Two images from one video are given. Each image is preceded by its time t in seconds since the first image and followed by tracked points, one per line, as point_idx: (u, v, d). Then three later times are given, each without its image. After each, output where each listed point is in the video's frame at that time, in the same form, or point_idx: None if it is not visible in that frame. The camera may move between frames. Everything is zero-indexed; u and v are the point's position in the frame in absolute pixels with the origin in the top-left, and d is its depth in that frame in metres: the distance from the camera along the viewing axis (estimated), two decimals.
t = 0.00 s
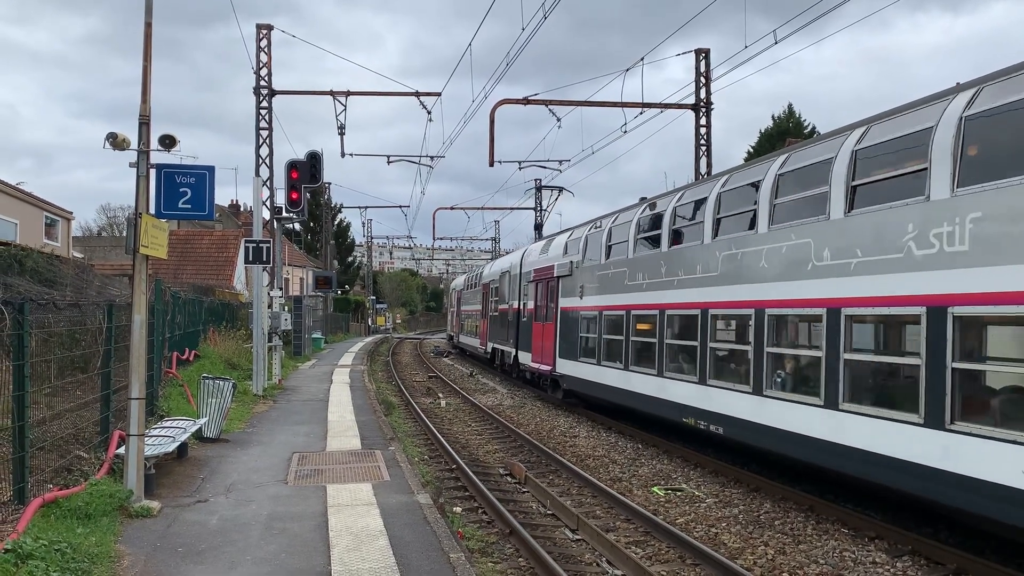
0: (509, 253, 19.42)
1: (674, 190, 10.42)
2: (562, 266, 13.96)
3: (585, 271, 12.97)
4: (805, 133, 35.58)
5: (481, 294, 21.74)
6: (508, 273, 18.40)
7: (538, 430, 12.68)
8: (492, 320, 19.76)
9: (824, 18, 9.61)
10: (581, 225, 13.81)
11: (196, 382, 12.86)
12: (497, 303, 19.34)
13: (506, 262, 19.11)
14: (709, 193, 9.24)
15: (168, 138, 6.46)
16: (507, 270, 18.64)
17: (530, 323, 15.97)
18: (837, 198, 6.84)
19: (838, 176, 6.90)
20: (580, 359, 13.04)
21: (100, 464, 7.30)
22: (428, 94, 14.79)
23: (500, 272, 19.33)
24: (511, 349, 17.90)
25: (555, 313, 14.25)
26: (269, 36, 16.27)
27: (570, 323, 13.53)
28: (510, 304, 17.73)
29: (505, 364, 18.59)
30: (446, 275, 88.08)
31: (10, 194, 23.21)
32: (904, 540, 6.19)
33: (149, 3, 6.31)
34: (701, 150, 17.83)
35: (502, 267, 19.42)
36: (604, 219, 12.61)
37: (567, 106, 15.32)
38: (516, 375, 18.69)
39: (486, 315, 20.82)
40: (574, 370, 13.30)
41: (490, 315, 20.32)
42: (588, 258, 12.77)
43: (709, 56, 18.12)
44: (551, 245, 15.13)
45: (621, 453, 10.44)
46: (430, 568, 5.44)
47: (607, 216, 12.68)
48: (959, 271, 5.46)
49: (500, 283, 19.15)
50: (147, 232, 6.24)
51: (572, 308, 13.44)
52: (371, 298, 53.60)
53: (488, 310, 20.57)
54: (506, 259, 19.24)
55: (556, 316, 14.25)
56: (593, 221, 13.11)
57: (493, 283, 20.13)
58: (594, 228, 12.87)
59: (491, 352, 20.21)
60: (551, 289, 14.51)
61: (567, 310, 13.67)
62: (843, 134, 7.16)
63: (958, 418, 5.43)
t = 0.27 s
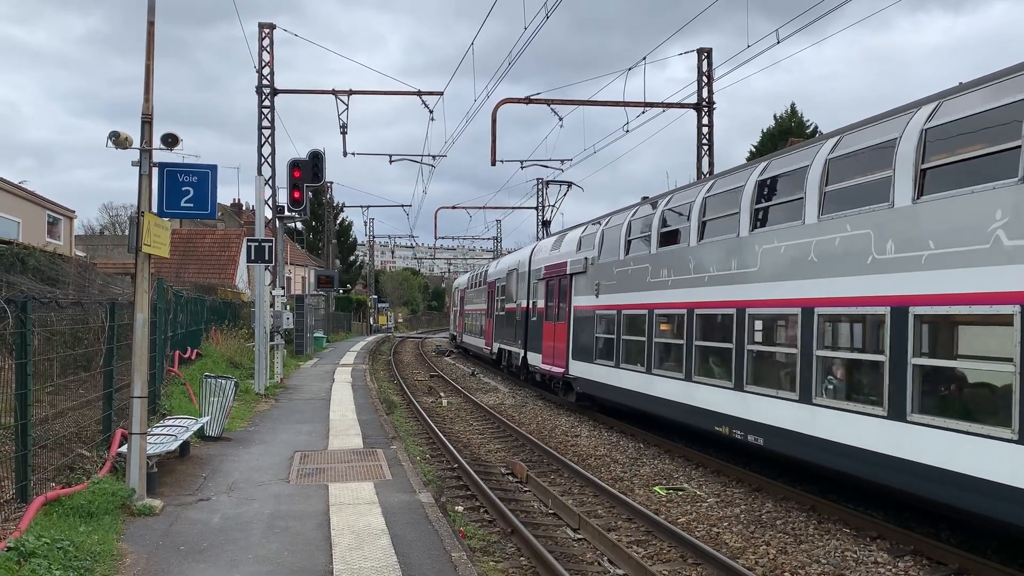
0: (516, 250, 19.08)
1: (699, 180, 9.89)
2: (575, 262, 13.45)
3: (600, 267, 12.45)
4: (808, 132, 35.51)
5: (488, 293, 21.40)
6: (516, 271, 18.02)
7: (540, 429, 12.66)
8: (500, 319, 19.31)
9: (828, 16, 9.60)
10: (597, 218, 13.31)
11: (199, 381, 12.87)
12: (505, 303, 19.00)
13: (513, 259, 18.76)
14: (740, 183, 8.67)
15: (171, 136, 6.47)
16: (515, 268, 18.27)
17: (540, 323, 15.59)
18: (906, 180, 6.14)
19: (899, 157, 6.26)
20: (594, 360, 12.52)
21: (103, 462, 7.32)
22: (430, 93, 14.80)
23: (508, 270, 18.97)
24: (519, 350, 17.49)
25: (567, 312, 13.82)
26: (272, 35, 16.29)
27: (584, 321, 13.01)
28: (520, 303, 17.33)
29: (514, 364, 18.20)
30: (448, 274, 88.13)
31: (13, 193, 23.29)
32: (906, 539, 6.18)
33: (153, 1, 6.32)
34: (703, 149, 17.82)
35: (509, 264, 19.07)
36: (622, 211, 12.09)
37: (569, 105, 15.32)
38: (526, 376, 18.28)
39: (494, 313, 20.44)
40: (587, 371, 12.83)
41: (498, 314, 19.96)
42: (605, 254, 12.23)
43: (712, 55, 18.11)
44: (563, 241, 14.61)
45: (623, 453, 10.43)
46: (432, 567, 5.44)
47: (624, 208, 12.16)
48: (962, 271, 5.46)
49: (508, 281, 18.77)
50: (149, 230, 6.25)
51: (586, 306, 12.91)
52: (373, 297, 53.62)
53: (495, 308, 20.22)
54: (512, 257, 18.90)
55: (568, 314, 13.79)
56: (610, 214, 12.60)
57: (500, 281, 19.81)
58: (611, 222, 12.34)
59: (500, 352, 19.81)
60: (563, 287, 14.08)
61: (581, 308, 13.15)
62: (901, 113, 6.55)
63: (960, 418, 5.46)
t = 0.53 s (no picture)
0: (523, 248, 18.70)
1: (727, 171, 9.29)
2: (589, 259, 12.87)
3: (617, 265, 11.85)
4: (809, 133, 35.48)
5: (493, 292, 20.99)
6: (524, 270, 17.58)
7: (541, 430, 12.66)
8: (508, 320, 18.75)
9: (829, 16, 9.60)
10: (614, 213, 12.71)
11: (199, 381, 12.88)
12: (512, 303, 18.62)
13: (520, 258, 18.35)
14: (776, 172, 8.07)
15: (172, 136, 6.47)
16: (523, 266, 17.85)
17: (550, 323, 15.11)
18: (938, 174, 5.86)
19: (939, 148, 5.92)
20: (611, 364, 11.89)
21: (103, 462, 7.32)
22: (431, 93, 14.80)
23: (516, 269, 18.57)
24: (528, 352, 16.93)
25: (581, 313, 13.26)
26: (273, 35, 16.29)
27: (600, 322, 12.39)
28: (528, 302, 16.87)
29: (522, 366, 17.70)
30: (449, 274, 88.15)
31: (15, 193, 23.32)
32: (906, 540, 6.18)
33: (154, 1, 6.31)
34: (704, 149, 17.81)
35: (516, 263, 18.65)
36: (642, 205, 11.48)
37: (570, 105, 15.32)
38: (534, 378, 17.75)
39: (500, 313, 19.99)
40: (602, 375, 12.24)
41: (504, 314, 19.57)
42: (623, 250, 11.63)
43: (713, 56, 18.10)
44: (575, 238, 14.03)
45: (624, 453, 10.42)
46: (433, 567, 5.45)
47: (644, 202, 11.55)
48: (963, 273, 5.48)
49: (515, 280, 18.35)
50: (151, 230, 6.26)
51: (602, 306, 12.28)
52: (374, 297, 53.63)
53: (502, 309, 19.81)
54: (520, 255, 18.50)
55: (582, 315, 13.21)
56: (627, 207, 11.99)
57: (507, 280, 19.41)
58: (630, 216, 11.73)
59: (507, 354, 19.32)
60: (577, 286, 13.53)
61: (596, 308, 12.54)
62: (977, 88, 5.90)
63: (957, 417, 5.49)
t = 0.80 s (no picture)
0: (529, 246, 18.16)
1: (759, 159, 8.59)
2: (603, 256, 12.17)
3: (633, 263, 11.17)
4: (810, 133, 35.48)
5: (499, 291, 20.45)
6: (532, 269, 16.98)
7: (541, 430, 12.66)
8: (516, 321, 18.09)
9: (829, 17, 9.62)
10: (630, 207, 12.02)
11: (200, 381, 12.88)
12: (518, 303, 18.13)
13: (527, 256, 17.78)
14: (818, 159, 7.37)
15: (173, 137, 6.47)
16: (530, 265, 17.27)
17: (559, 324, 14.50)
18: (934, 174, 5.87)
19: (936, 149, 5.92)
20: (627, 368, 11.17)
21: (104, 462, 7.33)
22: (432, 93, 14.81)
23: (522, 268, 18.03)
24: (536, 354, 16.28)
25: (593, 313, 12.58)
26: (274, 35, 16.30)
27: (615, 323, 11.68)
28: (536, 302, 16.28)
29: (529, 368, 17.02)
30: (449, 275, 88.17)
31: (15, 194, 23.34)
32: (906, 540, 6.18)
33: (154, 1, 6.32)
34: (705, 149, 17.81)
35: (522, 261, 18.08)
36: (661, 198, 10.80)
37: (570, 106, 15.33)
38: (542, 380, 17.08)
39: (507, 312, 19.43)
40: (617, 379, 11.53)
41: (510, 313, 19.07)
42: (641, 246, 10.93)
43: (713, 56, 18.10)
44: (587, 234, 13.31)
45: (624, 453, 10.42)
46: (433, 567, 5.45)
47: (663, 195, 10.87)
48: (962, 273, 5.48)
49: (522, 279, 17.78)
50: (151, 231, 6.26)
51: (617, 306, 11.57)
52: (375, 297, 53.63)
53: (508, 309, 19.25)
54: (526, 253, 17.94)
55: (595, 315, 12.52)
56: (645, 201, 11.31)
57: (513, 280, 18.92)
58: (649, 210, 11.03)
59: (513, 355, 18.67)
60: (589, 285, 12.85)
61: (611, 308, 11.82)
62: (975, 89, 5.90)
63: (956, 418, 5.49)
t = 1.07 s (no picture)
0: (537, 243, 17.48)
1: (797, 146, 7.93)
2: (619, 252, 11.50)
3: (651, 259, 10.52)
4: (811, 132, 35.41)
5: (505, 290, 19.83)
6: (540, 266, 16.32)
7: (543, 429, 12.66)
8: (523, 321, 17.46)
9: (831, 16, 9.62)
10: (648, 199, 11.33)
11: (201, 381, 12.88)
12: (525, 301, 17.54)
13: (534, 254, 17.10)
14: (867, 143, 6.68)
15: (174, 136, 6.47)
16: (538, 263, 16.63)
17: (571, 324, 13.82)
18: (935, 175, 5.84)
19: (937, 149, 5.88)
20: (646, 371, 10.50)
21: (105, 461, 7.33)
22: (433, 92, 14.81)
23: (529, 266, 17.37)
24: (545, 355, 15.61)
25: (608, 312, 11.88)
26: (275, 34, 16.29)
27: (633, 323, 11.00)
28: (546, 301, 15.63)
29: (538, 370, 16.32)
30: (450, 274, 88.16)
31: (17, 193, 23.35)
32: (908, 540, 6.17)
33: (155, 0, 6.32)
34: (706, 148, 17.79)
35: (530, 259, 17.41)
36: (684, 190, 10.13)
37: (571, 105, 15.32)
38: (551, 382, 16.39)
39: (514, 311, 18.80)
40: (635, 382, 10.85)
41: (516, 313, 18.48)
42: (661, 241, 10.25)
43: (714, 55, 18.08)
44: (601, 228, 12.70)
45: (626, 453, 10.40)
46: (435, 567, 5.44)
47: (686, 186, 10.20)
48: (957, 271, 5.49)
49: (530, 277, 17.10)
50: (152, 230, 6.26)
51: (635, 305, 10.89)
52: (376, 296, 53.61)
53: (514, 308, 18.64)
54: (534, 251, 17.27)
55: (610, 314, 11.82)
56: (666, 193, 10.64)
57: (519, 278, 18.34)
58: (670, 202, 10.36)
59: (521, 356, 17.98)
60: (603, 283, 12.15)
61: (628, 307, 11.15)
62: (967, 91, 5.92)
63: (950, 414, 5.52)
